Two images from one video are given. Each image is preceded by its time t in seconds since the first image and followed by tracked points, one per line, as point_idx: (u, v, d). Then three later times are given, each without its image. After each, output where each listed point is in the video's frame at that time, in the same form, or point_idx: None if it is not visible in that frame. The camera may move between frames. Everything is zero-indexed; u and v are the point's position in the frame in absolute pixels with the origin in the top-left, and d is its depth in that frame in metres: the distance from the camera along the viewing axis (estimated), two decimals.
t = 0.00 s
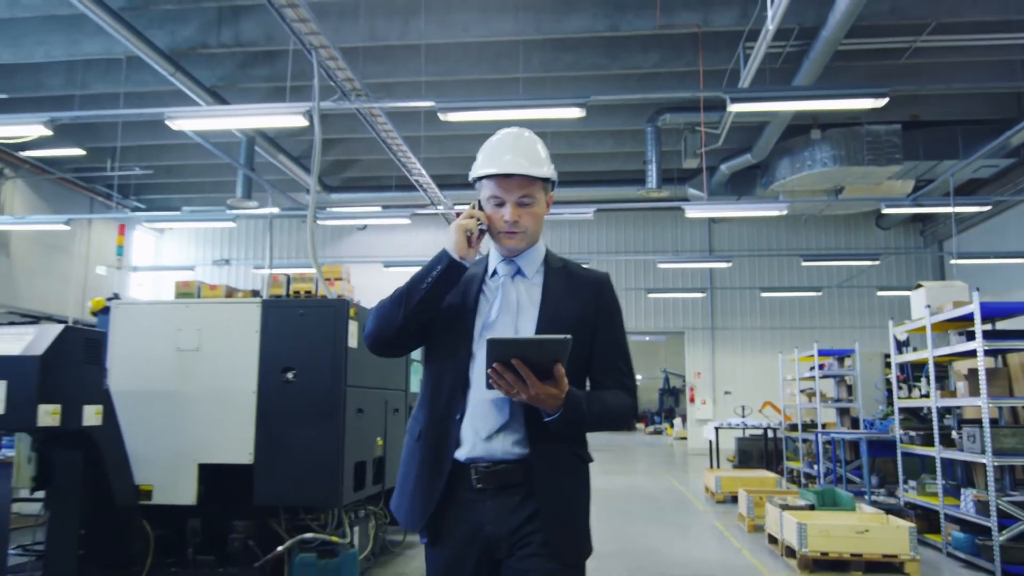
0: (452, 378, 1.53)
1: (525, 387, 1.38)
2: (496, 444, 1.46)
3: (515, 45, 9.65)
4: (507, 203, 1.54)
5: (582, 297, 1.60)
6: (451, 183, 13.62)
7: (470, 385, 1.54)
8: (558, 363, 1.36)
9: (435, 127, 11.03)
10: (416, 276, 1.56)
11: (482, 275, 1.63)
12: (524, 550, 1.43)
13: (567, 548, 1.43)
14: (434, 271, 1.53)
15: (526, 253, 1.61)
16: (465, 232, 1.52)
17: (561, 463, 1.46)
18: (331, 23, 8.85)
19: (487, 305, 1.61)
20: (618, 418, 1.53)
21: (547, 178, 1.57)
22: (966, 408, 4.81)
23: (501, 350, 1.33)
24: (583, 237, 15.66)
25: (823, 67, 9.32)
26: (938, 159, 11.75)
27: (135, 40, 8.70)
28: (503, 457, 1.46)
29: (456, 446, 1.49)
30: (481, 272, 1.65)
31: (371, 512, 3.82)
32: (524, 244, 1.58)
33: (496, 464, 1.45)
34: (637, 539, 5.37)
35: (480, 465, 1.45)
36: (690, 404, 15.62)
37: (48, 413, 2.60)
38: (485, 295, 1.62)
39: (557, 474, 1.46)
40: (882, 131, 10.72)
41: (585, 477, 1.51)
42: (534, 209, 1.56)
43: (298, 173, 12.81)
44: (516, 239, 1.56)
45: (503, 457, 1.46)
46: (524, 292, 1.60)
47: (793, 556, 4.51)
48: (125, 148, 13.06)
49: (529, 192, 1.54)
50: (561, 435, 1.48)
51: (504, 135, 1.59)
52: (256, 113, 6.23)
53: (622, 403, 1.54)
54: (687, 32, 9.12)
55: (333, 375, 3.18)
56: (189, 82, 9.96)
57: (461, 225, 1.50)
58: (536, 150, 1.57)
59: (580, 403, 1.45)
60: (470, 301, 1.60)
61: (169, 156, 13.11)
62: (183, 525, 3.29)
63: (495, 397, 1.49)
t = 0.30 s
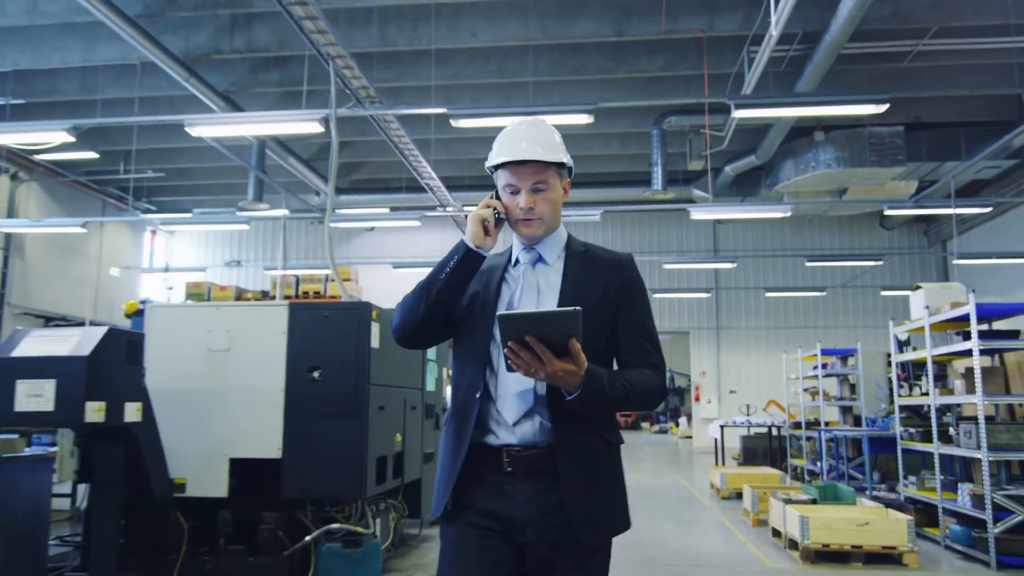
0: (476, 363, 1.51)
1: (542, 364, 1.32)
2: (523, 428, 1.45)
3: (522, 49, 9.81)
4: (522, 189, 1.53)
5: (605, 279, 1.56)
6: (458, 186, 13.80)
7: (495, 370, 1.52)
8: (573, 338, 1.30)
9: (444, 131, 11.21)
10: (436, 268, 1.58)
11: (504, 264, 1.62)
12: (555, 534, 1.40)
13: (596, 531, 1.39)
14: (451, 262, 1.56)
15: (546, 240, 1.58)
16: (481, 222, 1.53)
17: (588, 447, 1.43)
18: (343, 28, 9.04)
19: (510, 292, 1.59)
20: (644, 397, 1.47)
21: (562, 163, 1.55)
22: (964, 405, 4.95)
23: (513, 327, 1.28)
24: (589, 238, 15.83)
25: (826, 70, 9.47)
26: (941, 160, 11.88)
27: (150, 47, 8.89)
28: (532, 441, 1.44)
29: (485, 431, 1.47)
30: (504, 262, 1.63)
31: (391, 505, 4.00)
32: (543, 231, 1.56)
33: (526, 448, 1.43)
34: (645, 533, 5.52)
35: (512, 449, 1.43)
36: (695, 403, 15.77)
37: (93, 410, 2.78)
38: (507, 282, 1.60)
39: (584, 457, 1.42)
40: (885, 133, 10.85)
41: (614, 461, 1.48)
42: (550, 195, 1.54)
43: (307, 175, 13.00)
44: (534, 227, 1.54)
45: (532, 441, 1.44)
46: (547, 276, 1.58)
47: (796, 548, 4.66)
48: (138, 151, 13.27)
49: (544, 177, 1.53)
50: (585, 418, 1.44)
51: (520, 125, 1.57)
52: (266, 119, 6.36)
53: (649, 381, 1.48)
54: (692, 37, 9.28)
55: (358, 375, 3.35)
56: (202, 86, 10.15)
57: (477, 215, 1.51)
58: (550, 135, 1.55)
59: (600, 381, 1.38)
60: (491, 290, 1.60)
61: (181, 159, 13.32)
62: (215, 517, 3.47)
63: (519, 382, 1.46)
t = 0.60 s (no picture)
0: (481, 379, 1.58)
1: (547, 375, 1.37)
2: (532, 443, 1.50)
3: (529, 54, 9.97)
4: (517, 199, 1.59)
5: (607, 290, 1.62)
6: (466, 188, 13.97)
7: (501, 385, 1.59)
8: (578, 349, 1.34)
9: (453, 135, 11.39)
10: (436, 285, 1.66)
11: (505, 276, 1.68)
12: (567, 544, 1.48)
13: (603, 541, 1.46)
14: (451, 277, 1.63)
15: (545, 248, 1.65)
16: (479, 235, 1.61)
17: (597, 458, 1.49)
18: (354, 35, 9.22)
19: (512, 304, 1.66)
20: (649, 404, 1.53)
21: (554, 169, 1.60)
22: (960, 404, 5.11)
23: (518, 340, 1.33)
24: (595, 240, 16.00)
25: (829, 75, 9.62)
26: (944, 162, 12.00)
27: (165, 54, 9.08)
28: (542, 456, 1.50)
29: (492, 449, 1.53)
30: (505, 274, 1.70)
31: (409, 500, 4.20)
32: (541, 239, 1.61)
33: (535, 465, 1.49)
34: (652, 529, 5.69)
35: (520, 465, 1.49)
36: (701, 402, 15.92)
37: (135, 409, 2.97)
38: (509, 294, 1.67)
39: (591, 469, 1.48)
40: (888, 136, 11.01)
41: (622, 470, 1.54)
42: (545, 203, 1.61)
43: (318, 179, 13.20)
44: (532, 235, 1.60)
45: (540, 457, 1.50)
46: (547, 288, 1.64)
47: (797, 542, 4.83)
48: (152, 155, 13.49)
49: (537, 185, 1.58)
50: (593, 429, 1.50)
51: (513, 136, 1.64)
52: (291, 129, 6.64)
53: (652, 389, 1.54)
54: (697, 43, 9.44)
55: (380, 375, 3.54)
56: (216, 93, 10.35)
57: (474, 228, 1.58)
58: (542, 144, 1.61)
59: (607, 389, 1.43)
60: (493, 303, 1.67)
61: (193, 162, 13.52)
62: (244, 510, 3.67)
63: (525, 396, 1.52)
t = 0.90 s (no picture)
0: (471, 362, 1.53)
1: (552, 368, 1.38)
2: (526, 430, 1.47)
3: (537, 60, 10.15)
4: (512, 187, 1.59)
5: (600, 282, 1.61)
6: (474, 191, 14.17)
7: (493, 369, 1.55)
8: (583, 344, 1.37)
9: (462, 139, 11.58)
10: (425, 264, 1.60)
11: (495, 266, 1.65)
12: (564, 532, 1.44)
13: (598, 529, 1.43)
14: (444, 256, 1.59)
15: (536, 240, 1.63)
16: (474, 218, 1.58)
17: (592, 447, 1.46)
18: (365, 43, 9.41)
19: (502, 291, 1.62)
20: (641, 398, 1.54)
21: (548, 160, 1.61)
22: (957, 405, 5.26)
23: (526, 333, 1.34)
24: (602, 242, 16.19)
25: (831, 80, 9.77)
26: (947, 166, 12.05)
27: (180, 61, 9.28)
28: (535, 443, 1.47)
29: (482, 434, 1.50)
30: (494, 263, 1.66)
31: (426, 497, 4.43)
32: (534, 229, 1.61)
33: (527, 451, 1.46)
34: (658, 525, 5.86)
35: (512, 451, 1.46)
36: (707, 402, 16.06)
37: (173, 410, 3.16)
38: (499, 282, 1.63)
39: (587, 457, 1.45)
40: (891, 139, 11.18)
41: (613, 459, 1.52)
42: (539, 192, 1.60)
43: (328, 182, 13.40)
44: (526, 224, 1.59)
45: (533, 443, 1.47)
46: (540, 276, 1.61)
47: (798, 538, 4.99)
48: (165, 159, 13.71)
49: (533, 174, 1.58)
50: (588, 418, 1.48)
51: (505, 128, 1.63)
52: (308, 136, 6.86)
53: (643, 383, 1.54)
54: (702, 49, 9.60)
55: (398, 376, 3.72)
56: (229, 99, 10.55)
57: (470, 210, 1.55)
58: (537, 136, 1.61)
59: (605, 384, 1.45)
60: (482, 289, 1.63)
61: (206, 166, 13.73)
62: (271, 506, 3.86)
63: (520, 383, 1.49)
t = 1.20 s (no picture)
0: (477, 365, 1.60)
1: (569, 382, 1.43)
2: (533, 437, 1.53)
3: (541, 66, 10.30)
4: (531, 189, 1.63)
5: (611, 292, 1.68)
6: (478, 193, 14.31)
7: (501, 373, 1.61)
8: (601, 359, 1.42)
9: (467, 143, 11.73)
10: (437, 262, 1.65)
11: (507, 268, 1.71)
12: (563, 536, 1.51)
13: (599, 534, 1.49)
14: (457, 255, 1.63)
15: (551, 245, 1.69)
16: (489, 217, 1.62)
17: (597, 454, 1.53)
18: (372, 48, 9.57)
19: (512, 295, 1.68)
20: (647, 406, 1.60)
21: (568, 164, 1.65)
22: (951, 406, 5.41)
23: (548, 351, 1.37)
24: (605, 244, 16.33)
25: (832, 85, 9.92)
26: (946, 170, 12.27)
27: (190, 66, 9.44)
28: (541, 450, 1.53)
29: (490, 438, 1.56)
30: (505, 265, 1.72)
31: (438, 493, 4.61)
32: (548, 232, 1.65)
33: (533, 458, 1.52)
34: (660, 523, 6.02)
35: (517, 457, 1.52)
36: (708, 403, 16.23)
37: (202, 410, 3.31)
38: (510, 286, 1.69)
39: (594, 465, 1.52)
40: (891, 143, 11.32)
41: (617, 466, 1.58)
42: (557, 196, 1.65)
43: (335, 185, 13.55)
44: (541, 228, 1.64)
45: (539, 450, 1.53)
46: (550, 283, 1.68)
47: (798, 534, 5.14)
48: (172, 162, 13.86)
49: (552, 178, 1.63)
50: (597, 426, 1.55)
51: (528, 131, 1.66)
52: (319, 143, 7.04)
53: (650, 393, 1.61)
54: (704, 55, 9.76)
55: (413, 376, 3.88)
56: (238, 103, 10.70)
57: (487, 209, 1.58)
58: (557, 139, 1.65)
59: (617, 397, 1.51)
60: (492, 290, 1.68)
61: (213, 169, 13.88)
62: (291, 502, 4.04)
63: (531, 391, 1.55)
